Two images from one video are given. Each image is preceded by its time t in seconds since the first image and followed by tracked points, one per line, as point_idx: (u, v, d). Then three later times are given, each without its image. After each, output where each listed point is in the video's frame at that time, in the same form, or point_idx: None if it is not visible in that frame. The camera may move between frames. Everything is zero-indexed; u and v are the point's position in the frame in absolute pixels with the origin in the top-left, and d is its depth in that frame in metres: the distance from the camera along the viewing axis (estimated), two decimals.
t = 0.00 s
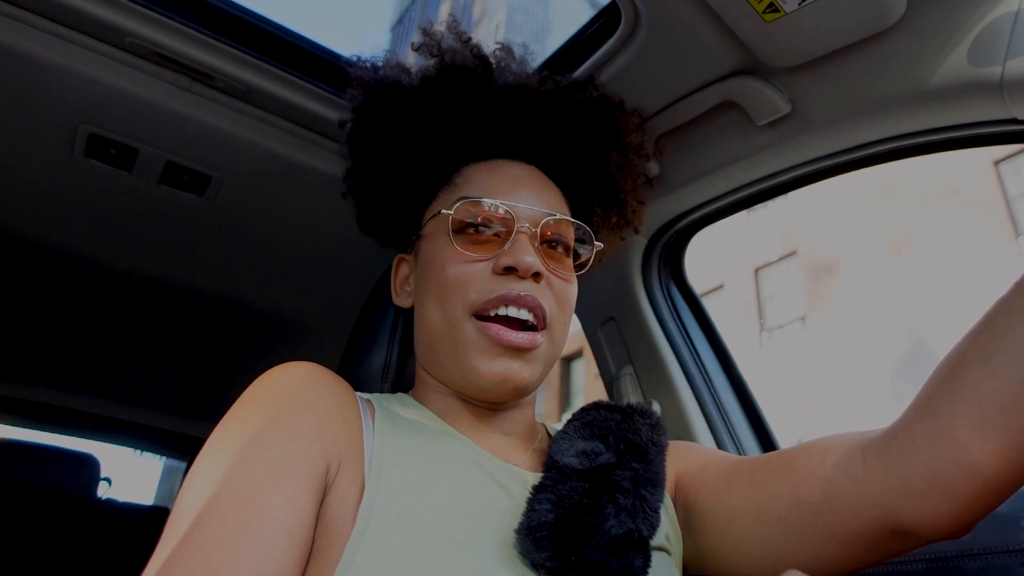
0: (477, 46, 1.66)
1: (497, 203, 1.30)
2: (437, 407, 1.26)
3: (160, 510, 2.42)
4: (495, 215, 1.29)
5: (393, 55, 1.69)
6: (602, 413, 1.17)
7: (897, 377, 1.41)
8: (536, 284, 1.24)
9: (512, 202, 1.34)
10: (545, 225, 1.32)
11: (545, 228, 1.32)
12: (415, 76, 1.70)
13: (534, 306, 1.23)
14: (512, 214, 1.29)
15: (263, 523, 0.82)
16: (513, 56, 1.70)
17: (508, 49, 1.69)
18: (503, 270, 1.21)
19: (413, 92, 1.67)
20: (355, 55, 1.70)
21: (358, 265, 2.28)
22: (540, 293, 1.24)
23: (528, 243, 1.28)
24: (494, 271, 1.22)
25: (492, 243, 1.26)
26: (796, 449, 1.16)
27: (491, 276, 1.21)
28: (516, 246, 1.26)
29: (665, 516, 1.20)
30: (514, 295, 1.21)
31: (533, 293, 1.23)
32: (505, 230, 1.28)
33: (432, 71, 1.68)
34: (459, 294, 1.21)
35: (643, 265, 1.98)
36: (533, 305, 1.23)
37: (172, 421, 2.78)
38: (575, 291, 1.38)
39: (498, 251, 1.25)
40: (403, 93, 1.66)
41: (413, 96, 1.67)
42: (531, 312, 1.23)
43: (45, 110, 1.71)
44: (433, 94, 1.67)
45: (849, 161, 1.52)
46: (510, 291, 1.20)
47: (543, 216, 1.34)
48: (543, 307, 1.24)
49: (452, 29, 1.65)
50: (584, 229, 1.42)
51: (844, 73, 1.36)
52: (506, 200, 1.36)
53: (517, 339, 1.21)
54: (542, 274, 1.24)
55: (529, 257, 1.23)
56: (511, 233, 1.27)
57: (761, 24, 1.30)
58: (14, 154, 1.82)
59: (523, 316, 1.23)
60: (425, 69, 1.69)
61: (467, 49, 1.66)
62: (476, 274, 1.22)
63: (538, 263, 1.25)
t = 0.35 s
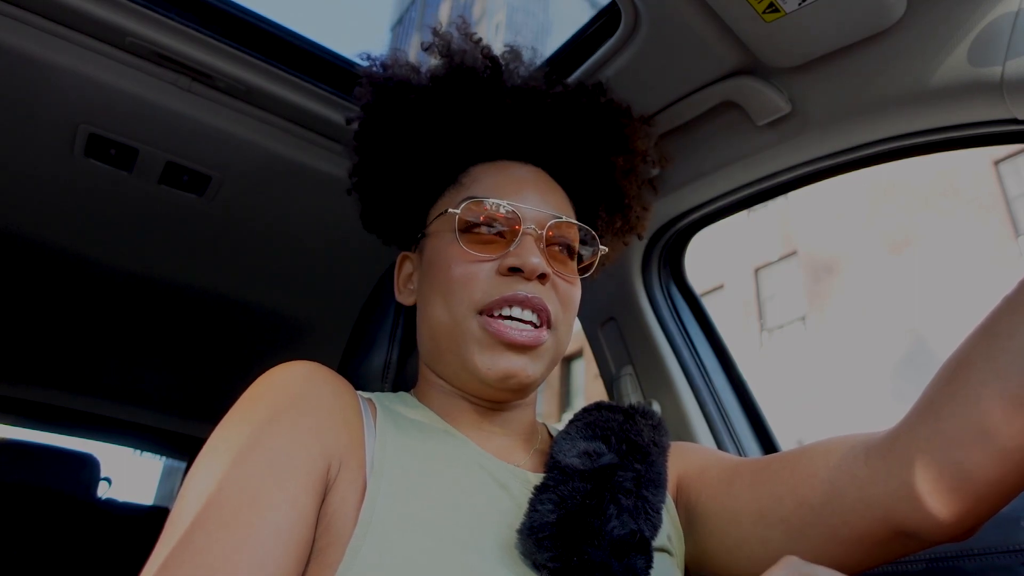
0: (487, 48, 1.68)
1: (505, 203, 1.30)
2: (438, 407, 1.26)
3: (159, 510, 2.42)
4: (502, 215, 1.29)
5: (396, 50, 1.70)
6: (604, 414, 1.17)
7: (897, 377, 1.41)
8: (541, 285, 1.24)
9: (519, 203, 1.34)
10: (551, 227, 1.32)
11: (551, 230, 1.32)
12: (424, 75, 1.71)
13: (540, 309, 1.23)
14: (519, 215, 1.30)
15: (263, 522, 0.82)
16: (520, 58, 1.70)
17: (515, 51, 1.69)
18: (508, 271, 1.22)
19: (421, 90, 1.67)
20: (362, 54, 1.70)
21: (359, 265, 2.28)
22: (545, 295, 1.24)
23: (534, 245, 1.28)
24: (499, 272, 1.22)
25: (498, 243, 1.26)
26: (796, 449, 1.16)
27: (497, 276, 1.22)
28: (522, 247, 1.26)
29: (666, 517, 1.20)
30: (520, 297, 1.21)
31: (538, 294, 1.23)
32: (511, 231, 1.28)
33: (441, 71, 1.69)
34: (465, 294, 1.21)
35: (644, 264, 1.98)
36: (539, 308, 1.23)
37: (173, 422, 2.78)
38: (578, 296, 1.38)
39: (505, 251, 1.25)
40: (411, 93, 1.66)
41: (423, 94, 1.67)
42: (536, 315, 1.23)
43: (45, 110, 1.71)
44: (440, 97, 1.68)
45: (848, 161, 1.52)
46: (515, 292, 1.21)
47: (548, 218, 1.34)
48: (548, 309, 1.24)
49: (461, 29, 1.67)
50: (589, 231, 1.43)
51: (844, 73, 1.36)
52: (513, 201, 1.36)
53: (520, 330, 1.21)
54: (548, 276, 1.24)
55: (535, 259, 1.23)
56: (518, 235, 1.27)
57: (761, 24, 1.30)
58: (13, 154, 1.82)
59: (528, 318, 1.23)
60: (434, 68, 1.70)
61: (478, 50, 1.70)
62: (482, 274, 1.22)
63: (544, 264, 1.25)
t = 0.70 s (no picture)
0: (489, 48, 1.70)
1: (507, 200, 1.30)
2: (437, 408, 1.26)
3: (159, 510, 2.42)
4: (504, 212, 1.29)
5: (396, 50, 1.70)
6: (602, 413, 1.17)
7: (896, 377, 1.40)
8: (543, 283, 1.25)
9: (521, 201, 1.34)
10: (553, 225, 1.32)
11: (553, 228, 1.32)
12: (424, 76, 1.72)
13: (541, 305, 1.24)
14: (521, 212, 1.30)
15: (256, 522, 0.82)
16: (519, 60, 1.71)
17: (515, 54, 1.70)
18: (511, 268, 1.22)
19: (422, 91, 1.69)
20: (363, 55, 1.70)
21: (359, 265, 2.27)
22: (546, 291, 1.25)
23: (536, 242, 1.28)
24: (501, 269, 1.22)
25: (500, 241, 1.26)
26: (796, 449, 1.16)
27: (499, 273, 1.22)
28: (524, 245, 1.26)
29: (664, 516, 1.20)
30: (521, 293, 1.21)
31: (539, 291, 1.24)
32: (513, 228, 1.28)
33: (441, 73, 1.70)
34: (466, 290, 1.21)
35: (644, 264, 1.98)
36: (540, 304, 1.23)
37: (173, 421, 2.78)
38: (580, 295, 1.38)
39: (507, 248, 1.25)
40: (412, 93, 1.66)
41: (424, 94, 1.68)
42: (538, 311, 1.24)
43: (45, 109, 1.71)
44: (444, 98, 1.69)
45: (848, 161, 1.52)
46: (516, 288, 1.21)
47: (550, 217, 1.34)
48: (549, 307, 1.25)
49: (461, 30, 1.69)
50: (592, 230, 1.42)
51: (845, 73, 1.36)
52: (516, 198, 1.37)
53: (518, 343, 1.20)
54: (549, 273, 1.24)
55: (537, 256, 1.24)
56: (520, 232, 1.28)
57: (761, 24, 1.30)
58: (13, 154, 1.82)
59: (531, 314, 1.24)
60: (434, 69, 1.71)
61: (480, 50, 1.71)
62: (483, 270, 1.22)
63: (546, 261, 1.25)
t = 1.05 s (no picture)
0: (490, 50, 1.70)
1: (506, 201, 1.31)
2: (437, 409, 1.26)
3: (159, 510, 2.42)
4: (504, 213, 1.29)
5: (397, 50, 1.70)
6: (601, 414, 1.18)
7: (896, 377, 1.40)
8: (543, 284, 1.24)
9: (521, 203, 1.35)
10: (552, 227, 1.33)
11: (553, 230, 1.33)
12: (425, 77, 1.72)
13: (542, 306, 1.23)
14: (521, 213, 1.30)
15: (257, 522, 0.82)
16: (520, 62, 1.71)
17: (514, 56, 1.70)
18: (512, 268, 1.22)
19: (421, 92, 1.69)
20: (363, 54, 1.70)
21: (358, 264, 2.27)
22: (547, 293, 1.24)
23: (536, 244, 1.29)
24: (501, 269, 1.22)
25: (500, 241, 1.26)
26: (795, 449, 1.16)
27: (499, 274, 1.22)
28: (524, 246, 1.27)
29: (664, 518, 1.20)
30: (523, 294, 1.21)
31: (540, 292, 1.23)
32: (513, 229, 1.28)
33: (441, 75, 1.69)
34: (466, 291, 1.21)
35: (644, 264, 1.98)
36: (540, 304, 1.22)
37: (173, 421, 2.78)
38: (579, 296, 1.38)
39: (507, 249, 1.25)
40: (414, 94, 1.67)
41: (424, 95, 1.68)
42: (538, 312, 1.23)
43: (45, 110, 1.71)
44: (446, 99, 1.68)
45: (847, 162, 1.52)
46: (517, 289, 1.21)
47: (549, 218, 1.35)
48: (550, 306, 1.24)
49: (461, 34, 1.69)
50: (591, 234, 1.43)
51: (845, 73, 1.36)
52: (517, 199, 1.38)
53: (524, 325, 1.20)
54: (549, 274, 1.24)
55: (537, 257, 1.24)
56: (520, 233, 1.28)
57: (761, 24, 1.30)
58: (14, 154, 1.82)
59: (531, 315, 1.22)
60: (434, 70, 1.70)
61: (481, 52, 1.71)
62: (484, 271, 1.22)
63: (546, 263, 1.25)
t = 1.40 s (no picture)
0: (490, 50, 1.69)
1: (507, 199, 1.31)
2: (438, 408, 1.26)
3: (159, 510, 2.42)
4: (505, 211, 1.29)
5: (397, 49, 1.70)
6: (604, 415, 1.17)
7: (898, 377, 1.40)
8: (544, 281, 1.25)
9: (521, 200, 1.35)
10: (553, 224, 1.33)
11: (553, 227, 1.33)
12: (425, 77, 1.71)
13: (544, 304, 1.22)
14: (522, 210, 1.31)
15: (261, 520, 0.82)
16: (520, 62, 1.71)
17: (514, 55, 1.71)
18: (513, 266, 1.22)
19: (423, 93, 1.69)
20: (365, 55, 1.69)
21: (358, 264, 2.27)
22: (548, 290, 1.24)
23: (537, 241, 1.29)
24: (503, 267, 1.22)
25: (502, 238, 1.26)
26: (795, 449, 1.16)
27: (500, 271, 1.22)
28: (525, 243, 1.27)
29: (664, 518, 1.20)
30: (524, 292, 1.20)
31: (542, 290, 1.23)
32: (515, 226, 1.28)
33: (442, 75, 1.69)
34: (468, 288, 1.21)
35: (644, 263, 1.98)
36: (542, 302, 1.22)
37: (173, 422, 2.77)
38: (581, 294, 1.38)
39: (508, 246, 1.25)
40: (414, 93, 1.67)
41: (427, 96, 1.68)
42: (540, 309, 1.23)
43: (45, 110, 1.71)
44: (450, 98, 1.69)
45: (847, 161, 1.53)
46: (519, 287, 1.20)
47: (551, 215, 1.35)
48: (551, 304, 1.24)
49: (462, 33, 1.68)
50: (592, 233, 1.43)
51: (845, 73, 1.36)
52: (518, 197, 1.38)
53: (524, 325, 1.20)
54: (550, 271, 1.25)
55: (538, 254, 1.24)
56: (521, 231, 1.28)
57: (761, 24, 1.30)
58: (14, 153, 1.82)
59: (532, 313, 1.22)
60: (434, 70, 1.70)
61: (480, 51, 1.70)
62: (485, 268, 1.22)
63: (547, 260, 1.25)
